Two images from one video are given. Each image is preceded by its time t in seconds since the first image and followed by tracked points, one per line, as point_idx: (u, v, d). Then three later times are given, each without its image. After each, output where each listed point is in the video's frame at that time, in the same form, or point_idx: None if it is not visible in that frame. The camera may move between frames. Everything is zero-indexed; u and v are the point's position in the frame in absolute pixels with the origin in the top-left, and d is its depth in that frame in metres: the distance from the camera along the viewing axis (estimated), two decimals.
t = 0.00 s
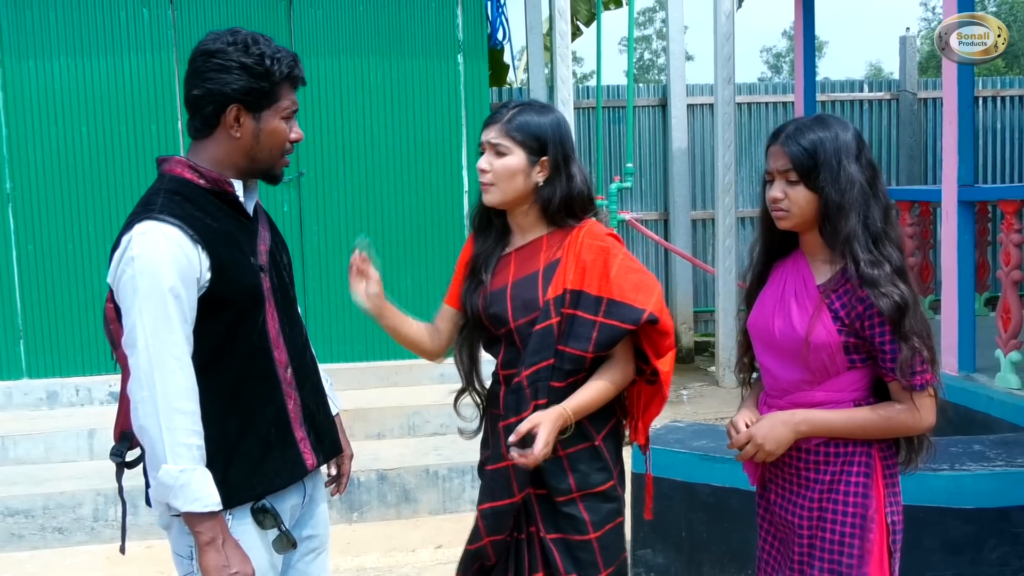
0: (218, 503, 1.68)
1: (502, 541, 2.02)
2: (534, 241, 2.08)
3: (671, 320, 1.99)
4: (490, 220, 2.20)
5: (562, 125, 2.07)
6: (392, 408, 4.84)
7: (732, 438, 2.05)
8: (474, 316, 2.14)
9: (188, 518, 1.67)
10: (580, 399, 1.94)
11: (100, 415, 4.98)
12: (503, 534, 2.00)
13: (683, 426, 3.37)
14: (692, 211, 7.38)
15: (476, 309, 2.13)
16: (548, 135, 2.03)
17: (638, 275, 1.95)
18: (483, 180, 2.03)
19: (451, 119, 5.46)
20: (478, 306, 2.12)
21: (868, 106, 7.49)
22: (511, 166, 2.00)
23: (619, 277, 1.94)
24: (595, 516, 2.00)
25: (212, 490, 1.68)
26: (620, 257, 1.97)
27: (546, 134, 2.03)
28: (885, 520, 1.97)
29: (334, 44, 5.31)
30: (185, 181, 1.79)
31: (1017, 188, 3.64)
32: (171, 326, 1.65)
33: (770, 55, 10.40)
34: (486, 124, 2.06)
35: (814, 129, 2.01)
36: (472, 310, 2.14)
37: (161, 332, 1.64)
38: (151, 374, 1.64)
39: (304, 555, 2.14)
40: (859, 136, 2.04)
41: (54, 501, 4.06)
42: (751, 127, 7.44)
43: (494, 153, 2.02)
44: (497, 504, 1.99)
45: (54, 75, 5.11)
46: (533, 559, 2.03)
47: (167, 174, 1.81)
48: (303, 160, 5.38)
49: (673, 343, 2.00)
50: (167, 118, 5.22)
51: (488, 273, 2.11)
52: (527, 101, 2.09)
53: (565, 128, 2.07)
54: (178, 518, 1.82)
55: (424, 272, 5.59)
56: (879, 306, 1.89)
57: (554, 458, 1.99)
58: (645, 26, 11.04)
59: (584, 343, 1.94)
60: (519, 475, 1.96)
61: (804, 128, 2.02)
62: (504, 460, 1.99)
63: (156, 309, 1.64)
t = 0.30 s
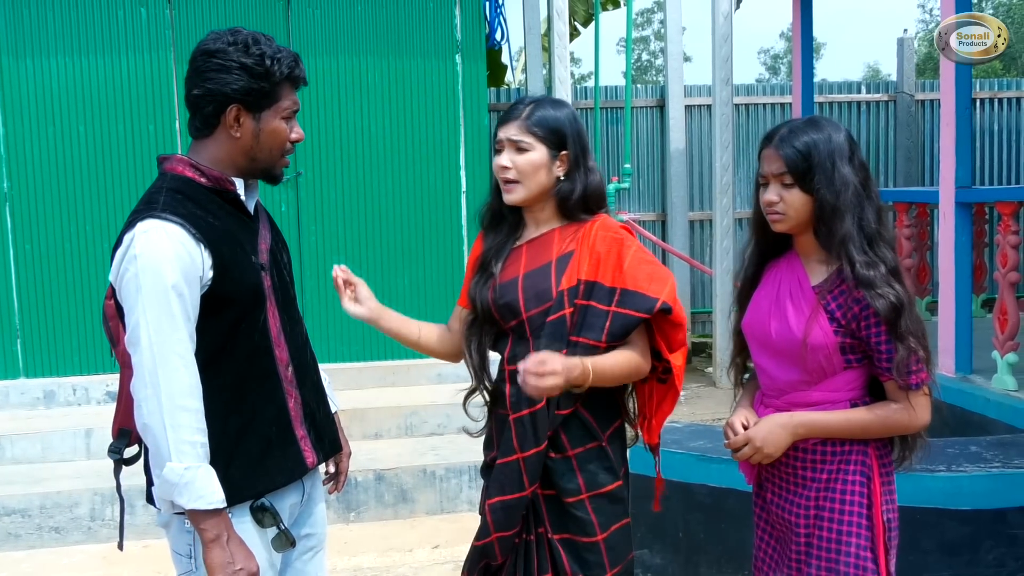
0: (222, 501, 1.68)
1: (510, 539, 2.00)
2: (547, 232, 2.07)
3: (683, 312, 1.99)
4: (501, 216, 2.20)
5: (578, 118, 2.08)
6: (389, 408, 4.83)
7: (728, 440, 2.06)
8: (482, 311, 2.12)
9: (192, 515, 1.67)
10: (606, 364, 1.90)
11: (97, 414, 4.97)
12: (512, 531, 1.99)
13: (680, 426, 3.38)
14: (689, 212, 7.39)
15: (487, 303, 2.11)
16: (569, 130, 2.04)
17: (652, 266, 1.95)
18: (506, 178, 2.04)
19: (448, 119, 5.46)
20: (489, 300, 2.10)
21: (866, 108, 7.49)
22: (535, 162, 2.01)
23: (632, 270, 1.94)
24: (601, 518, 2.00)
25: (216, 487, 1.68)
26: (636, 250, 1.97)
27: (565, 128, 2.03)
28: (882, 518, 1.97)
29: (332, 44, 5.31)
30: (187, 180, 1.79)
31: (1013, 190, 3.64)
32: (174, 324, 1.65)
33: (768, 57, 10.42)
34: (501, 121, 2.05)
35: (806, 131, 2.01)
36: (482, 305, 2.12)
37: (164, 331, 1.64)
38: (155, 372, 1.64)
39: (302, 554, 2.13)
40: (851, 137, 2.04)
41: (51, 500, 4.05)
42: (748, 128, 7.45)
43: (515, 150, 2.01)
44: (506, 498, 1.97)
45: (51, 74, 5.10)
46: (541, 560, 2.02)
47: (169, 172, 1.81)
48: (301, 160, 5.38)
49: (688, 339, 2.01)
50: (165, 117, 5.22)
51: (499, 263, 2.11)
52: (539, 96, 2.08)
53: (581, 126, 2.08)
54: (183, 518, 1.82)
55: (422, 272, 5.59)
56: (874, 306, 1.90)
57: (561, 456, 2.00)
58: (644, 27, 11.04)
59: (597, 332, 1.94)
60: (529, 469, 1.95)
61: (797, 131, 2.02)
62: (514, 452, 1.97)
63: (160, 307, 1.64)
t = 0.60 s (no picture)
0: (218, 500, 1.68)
1: (506, 538, 1.99)
2: (558, 232, 2.07)
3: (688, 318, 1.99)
4: (507, 217, 2.20)
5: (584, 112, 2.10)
6: (387, 407, 4.83)
7: (721, 439, 2.05)
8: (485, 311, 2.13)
9: (188, 515, 1.66)
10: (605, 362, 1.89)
11: (94, 413, 4.97)
12: (508, 530, 1.98)
13: (677, 426, 3.38)
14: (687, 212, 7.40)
15: (492, 302, 2.10)
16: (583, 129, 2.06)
17: (659, 270, 1.95)
18: (534, 176, 2.03)
19: (446, 119, 5.46)
20: (495, 299, 2.10)
21: (865, 108, 7.50)
22: (564, 158, 2.03)
23: (638, 272, 1.94)
24: (599, 521, 1.99)
25: (213, 487, 1.67)
26: (644, 253, 1.97)
27: (582, 124, 2.06)
28: (881, 513, 1.97)
29: (329, 43, 5.31)
30: (185, 178, 1.78)
31: (1011, 190, 3.64)
32: (172, 324, 1.64)
33: (766, 57, 10.43)
34: (516, 120, 2.06)
35: (796, 133, 2.01)
36: (486, 306, 2.12)
37: (162, 330, 1.64)
38: (152, 371, 1.64)
39: (297, 552, 2.13)
40: (841, 138, 2.04)
41: (47, 500, 4.05)
42: (747, 128, 7.45)
43: (541, 148, 2.02)
44: (504, 496, 1.97)
45: (48, 73, 5.09)
46: (539, 561, 2.02)
47: (166, 171, 1.80)
48: (299, 159, 5.38)
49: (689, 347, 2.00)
50: (163, 116, 5.21)
51: (506, 267, 2.11)
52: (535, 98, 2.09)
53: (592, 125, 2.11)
54: (180, 517, 1.81)
55: (420, 272, 5.59)
56: (867, 306, 1.90)
57: (561, 456, 2.00)
58: (643, 27, 11.04)
59: (601, 332, 1.93)
60: (530, 467, 1.95)
61: (788, 133, 2.01)
62: (514, 450, 1.96)
63: (157, 307, 1.64)
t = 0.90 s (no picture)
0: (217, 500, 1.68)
1: (511, 540, 1.99)
2: (556, 233, 2.08)
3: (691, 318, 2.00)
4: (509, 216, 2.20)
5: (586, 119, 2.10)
6: (386, 407, 4.83)
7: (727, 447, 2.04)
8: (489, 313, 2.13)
9: (186, 515, 1.66)
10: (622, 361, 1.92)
11: (93, 412, 4.97)
12: (513, 532, 1.98)
13: (676, 426, 3.38)
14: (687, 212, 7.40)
15: (494, 304, 2.11)
16: (580, 130, 2.07)
17: (663, 271, 1.97)
18: (522, 179, 2.03)
19: (446, 119, 5.45)
20: (496, 301, 2.10)
21: (865, 108, 7.50)
22: (554, 162, 2.02)
23: (642, 273, 1.95)
24: (601, 519, 1.99)
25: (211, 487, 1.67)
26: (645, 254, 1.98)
27: (579, 129, 2.06)
28: (883, 519, 1.98)
29: (329, 43, 5.31)
30: (185, 179, 1.78)
31: (1010, 191, 3.64)
32: (171, 325, 1.64)
33: (766, 57, 10.42)
34: (513, 122, 2.06)
35: (799, 133, 2.01)
36: (488, 307, 2.13)
37: (160, 330, 1.64)
38: (151, 372, 1.64)
39: (295, 551, 2.13)
40: (846, 139, 2.04)
41: (47, 498, 4.05)
42: (746, 128, 7.45)
43: (534, 152, 2.02)
44: (509, 499, 1.96)
45: (47, 72, 5.09)
46: (542, 560, 2.01)
47: (166, 172, 1.80)
48: (299, 159, 5.38)
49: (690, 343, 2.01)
50: (162, 115, 5.21)
51: (508, 266, 2.11)
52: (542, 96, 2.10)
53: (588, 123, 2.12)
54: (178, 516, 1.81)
55: (419, 271, 5.58)
56: (872, 307, 1.90)
57: (564, 457, 2.00)
58: (643, 26, 11.03)
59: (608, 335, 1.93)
60: (536, 471, 1.96)
61: (790, 132, 2.02)
62: (520, 453, 1.97)
63: (156, 307, 1.64)
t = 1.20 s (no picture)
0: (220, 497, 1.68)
1: (507, 538, 1.99)
2: (555, 232, 2.08)
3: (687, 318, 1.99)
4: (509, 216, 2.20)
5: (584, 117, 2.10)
6: (386, 406, 4.83)
7: (730, 450, 2.04)
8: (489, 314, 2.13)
9: (190, 512, 1.66)
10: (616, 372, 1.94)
11: (95, 410, 4.97)
12: (508, 531, 1.98)
13: (677, 426, 3.38)
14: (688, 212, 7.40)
15: (491, 303, 2.11)
16: (577, 129, 2.07)
17: (658, 271, 1.96)
18: (520, 177, 2.03)
19: (448, 118, 5.46)
20: (494, 300, 2.10)
21: (866, 108, 7.50)
22: (551, 161, 2.02)
23: (639, 275, 1.95)
24: (598, 518, 2.00)
25: (214, 484, 1.67)
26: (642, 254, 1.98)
27: (576, 127, 2.06)
28: (894, 521, 1.98)
29: (331, 41, 5.31)
30: (187, 177, 1.78)
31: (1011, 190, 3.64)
32: (174, 323, 1.64)
33: (767, 56, 10.42)
34: (510, 119, 2.06)
35: (812, 130, 2.02)
36: (486, 307, 2.13)
37: (164, 329, 1.64)
38: (154, 370, 1.64)
39: (296, 549, 2.13)
40: (861, 136, 2.03)
41: (48, 496, 4.05)
42: (748, 127, 7.45)
43: (530, 149, 2.02)
44: (505, 497, 1.97)
45: (49, 70, 5.09)
46: (538, 559, 2.01)
47: (168, 170, 1.80)
48: (300, 157, 5.38)
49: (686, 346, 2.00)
50: (164, 113, 5.22)
51: (506, 266, 2.11)
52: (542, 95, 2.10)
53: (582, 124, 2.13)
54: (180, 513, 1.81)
55: (421, 269, 5.59)
56: (884, 306, 1.90)
57: (559, 456, 2.00)
58: (644, 26, 11.03)
59: (603, 334, 1.93)
60: (531, 470, 1.95)
61: (801, 128, 2.03)
62: (515, 451, 1.96)
63: (159, 306, 1.64)
